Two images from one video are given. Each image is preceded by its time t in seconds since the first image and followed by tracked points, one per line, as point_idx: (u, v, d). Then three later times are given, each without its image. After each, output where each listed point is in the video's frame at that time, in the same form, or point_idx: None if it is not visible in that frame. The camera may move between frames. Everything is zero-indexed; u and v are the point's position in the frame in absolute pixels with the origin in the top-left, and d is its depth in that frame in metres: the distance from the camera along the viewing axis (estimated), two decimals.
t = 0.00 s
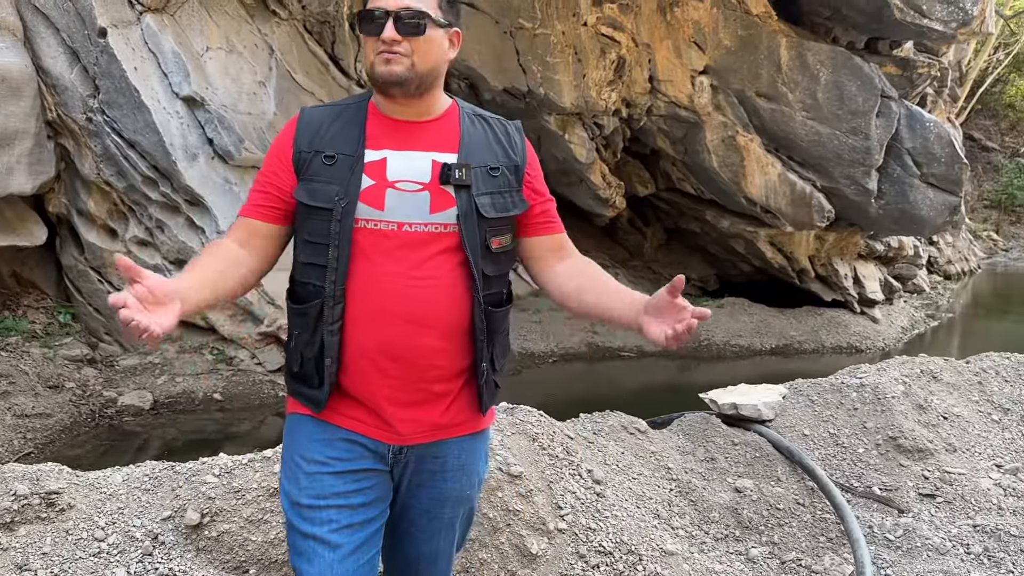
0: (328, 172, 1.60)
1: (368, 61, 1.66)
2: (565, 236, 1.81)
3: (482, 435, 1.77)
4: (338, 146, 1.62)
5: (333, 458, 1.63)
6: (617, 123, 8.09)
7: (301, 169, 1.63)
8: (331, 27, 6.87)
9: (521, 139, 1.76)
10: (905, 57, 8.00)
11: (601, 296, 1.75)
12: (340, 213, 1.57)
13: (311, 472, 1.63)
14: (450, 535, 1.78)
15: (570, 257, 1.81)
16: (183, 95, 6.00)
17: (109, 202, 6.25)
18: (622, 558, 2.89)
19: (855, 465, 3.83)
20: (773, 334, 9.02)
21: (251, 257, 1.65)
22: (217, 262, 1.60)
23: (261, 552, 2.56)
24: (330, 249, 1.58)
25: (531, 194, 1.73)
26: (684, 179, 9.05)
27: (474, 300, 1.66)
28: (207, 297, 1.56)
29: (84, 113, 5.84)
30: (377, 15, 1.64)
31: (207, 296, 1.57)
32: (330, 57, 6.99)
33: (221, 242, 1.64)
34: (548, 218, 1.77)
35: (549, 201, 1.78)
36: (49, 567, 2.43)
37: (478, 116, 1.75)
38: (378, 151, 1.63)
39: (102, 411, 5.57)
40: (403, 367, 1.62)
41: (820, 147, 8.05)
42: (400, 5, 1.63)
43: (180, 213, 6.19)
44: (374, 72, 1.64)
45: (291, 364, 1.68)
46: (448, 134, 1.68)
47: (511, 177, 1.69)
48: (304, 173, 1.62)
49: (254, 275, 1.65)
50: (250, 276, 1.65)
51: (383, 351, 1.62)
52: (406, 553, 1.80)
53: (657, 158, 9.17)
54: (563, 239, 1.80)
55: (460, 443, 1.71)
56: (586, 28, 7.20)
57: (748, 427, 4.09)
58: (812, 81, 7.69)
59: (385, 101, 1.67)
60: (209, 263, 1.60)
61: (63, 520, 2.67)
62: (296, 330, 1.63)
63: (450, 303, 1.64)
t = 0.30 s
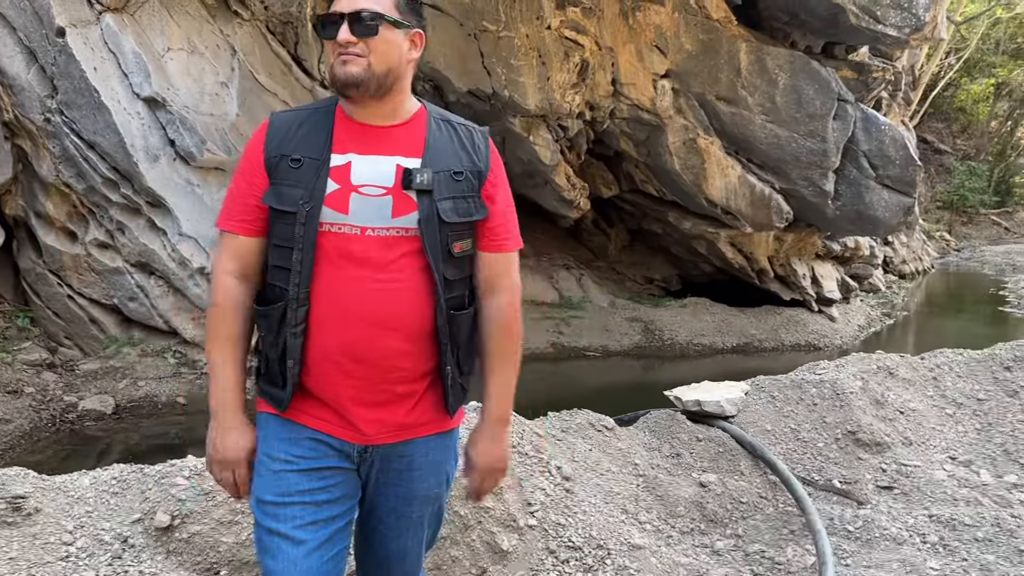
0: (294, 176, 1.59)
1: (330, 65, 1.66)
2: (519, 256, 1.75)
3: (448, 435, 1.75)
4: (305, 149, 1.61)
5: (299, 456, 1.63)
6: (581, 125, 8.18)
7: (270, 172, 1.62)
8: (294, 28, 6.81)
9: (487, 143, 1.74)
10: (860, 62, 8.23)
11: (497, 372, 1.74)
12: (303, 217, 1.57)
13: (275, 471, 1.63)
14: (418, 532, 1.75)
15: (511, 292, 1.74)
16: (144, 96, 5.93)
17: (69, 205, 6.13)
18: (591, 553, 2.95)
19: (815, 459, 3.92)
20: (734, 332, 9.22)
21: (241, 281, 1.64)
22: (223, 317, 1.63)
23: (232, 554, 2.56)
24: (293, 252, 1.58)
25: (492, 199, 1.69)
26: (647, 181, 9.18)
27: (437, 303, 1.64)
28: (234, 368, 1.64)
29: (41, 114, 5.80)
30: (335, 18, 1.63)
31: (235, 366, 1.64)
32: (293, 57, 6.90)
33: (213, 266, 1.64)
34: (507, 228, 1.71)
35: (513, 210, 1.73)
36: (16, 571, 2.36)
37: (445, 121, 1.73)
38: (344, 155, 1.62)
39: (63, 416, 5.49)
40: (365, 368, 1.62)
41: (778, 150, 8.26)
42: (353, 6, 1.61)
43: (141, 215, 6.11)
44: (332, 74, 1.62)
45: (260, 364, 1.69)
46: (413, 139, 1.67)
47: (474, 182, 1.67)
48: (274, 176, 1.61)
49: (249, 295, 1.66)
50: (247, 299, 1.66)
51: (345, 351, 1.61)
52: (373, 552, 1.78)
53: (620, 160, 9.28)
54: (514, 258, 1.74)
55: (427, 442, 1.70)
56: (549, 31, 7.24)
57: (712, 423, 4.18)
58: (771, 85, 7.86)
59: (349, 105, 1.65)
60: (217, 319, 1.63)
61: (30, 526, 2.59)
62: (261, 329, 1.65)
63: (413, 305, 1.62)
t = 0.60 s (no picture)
0: (272, 179, 1.58)
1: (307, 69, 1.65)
2: (508, 253, 1.76)
3: (430, 431, 1.74)
4: (283, 153, 1.60)
5: (282, 450, 1.62)
6: (552, 125, 8.26)
7: (249, 175, 1.60)
8: (263, 27, 6.74)
9: (465, 144, 1.71)
10: (825, 63, 8.41)
11: (508, 364, 1.78)
12: (281, 221, 1.56)
13: (260, 464, 1.62)
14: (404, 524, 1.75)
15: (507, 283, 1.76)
16: (113, 96, 5.90)
17: (35, 206, 6.06)
18: (569, 545, 3.01)
19: (784, 451, 4.03)
20: (705, 330, 9.37)
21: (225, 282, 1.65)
22: (197, 313, 1.62)
23: (214, 552, 2.66)
24: (271, 255, 1.57)
25: (472, 200, 1.68)
26: (617, 181, 9.32)
27: (415, 302, 1.63)
28: (206, 364, 1.64)
29: (8, 114, 5.76)
30: (311, 22, 1.61)
31: (205, 362, 1.64)
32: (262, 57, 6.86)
33: (192, 264, 1.64)
34: (490, 228, 1.71)
35: (494, 210, 1.72)
36: None
37: (424, 121, 1.70)
38: (322, 159, 1.60)
39: (33, 419, 5.48)
40: (346, 364, 1.61)
41: (746, 150, 8.42)
42: (329, 10, 1.60)
43: (110, 215, 6.04)
44: (309, 77, 1.61)
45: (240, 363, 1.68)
46: (391, 141, 1.64)
47: (453, 184, 1.65)
48: (252, 179, 1.59)
49: (231, 291, 1.67)
50: (228, 294, 1.66)
51: (326, 348, 1.60)
52: (359, 544, 1.77)
53: (591, 160, 9.38)
54: (505, 254, 1.75)
55: (410, 437, 1.69)
56: (520, 31, 7.29)
57: (684, 418, 4.28)
58: (738, 86, 8.01)
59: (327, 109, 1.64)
60: (191, 315, 1.62)
61: (8, 526, 2.65)
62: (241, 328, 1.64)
63: (392, 301, 1.61)
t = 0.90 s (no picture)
0: (282, 169, 1.63)
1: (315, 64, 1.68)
2: (507, 240, 1.80)
3: (434, 415, 1.79)
4: (293, 145, 1.65)
5: (292, 432, 1.67)
6: (539, 122, 8.32)
7: (260, 165, 1.66)
8: (250, 24, 6.62)
9: (467, 135, 1.76)
10: (808, 61, 8.52)
11: (508, 344, 1.80)
12: (291, 210, 1.61)
13: (271, 445, 1.67)
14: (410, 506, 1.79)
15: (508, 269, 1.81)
16: (100, 93, 5.87)
17: (21, 203, 5.98)
18: (564, 531, 3.06)
19: (771, 440, 4.12)
20: (690, 325, 9.48)
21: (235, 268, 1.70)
22: (213, 297, 1.67)
23: (216, 540, 2.86)
24: (281, 244, 1.62)
25: (473, 189, 1.73)
26: (602, 178, 9.40)
27: (419, 290, 1.67)
28: (221, 347, 1.66)
29: None
30: (321, 18, 1.66)
31: (221, 345, 1.67)
32: (249, 54, 6.76)
33: (206, 251, 1.69)
34: (490, 216, 1.76)
35: (495, 200, 1.76)
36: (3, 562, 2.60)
37: (427, 114, 1.75)
38: (328, 150, 1.65)
39: (22, 417, 5.46)
40: (353, 349, 1.65)
41: (730, 147, 8.52)
42: (340, 7, 1.64)
43: (98, 213, 6.02)
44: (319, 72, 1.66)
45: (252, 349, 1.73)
46: (395, 133, 1.69)
47: (455, 174, 1.70)
48: (263, 169, 1.65)
49: (242, 279, 1.72)
50: (241, 282, 1.72)
51: (332, 334, 1.64)
52: (367, 526, 1.82)
53: (577, 157, 9.46)
54: (504, 242, 1.79)
55: (415, 421, 1.74)
56: (506, 28, 7.33)
57: (673, 408, 4.39)
58: (723, 83, 8.12)
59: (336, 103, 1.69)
60: (207, 299, 1.67)
61: (11, 515, 2.81)
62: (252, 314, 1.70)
63: (397, 288, 1.65)
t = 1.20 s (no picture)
0: (300, 171, 1.67)
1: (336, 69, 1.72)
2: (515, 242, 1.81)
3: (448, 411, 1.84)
4: (311, 147, 1.69)
5: (311, 430, 1.71)
6: (535, 122, 8.36)
7: (279, 168, 1.69)
8: (246, 25, 6.72)
9: (479, 138, 1.80)
10: (802, 60, 8.59)
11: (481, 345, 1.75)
12: (310, 210, 1.65)
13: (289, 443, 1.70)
14: (423, 501, 1.84)
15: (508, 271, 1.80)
16: (98, 94, 5.88)
17: (20, 204, 6.00)
18: (567, 527, 3.11)
19: (770, 436, 4.18)
20: (686, 323, 9.54)
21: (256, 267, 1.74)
22: (242, 299, 1.70)
23: (224, 537, 3.02)
24: (301, 243, 1.67)
25: (485, 191, 1.76)
26: (598, 177, 9.45)
27: (434, 289, 1.72)
28: (256, 347, 1.70)
29: None
30: (340, 22, 1.69)
31: (256, 345, 1.71)
32: (246, 54, 6.86)
33: (228, 254, 1.73)
34: (498, 218, 1.77)
35: (505, 201, 1.80)
36: (16, 560, 2.77)
37: (440, 118, 1.80)
38: (346, 152, 1.70)
39: (23, 417, 5.46)
40: (372, 347, 1.70)
41: (725, 146, 8.58)
42: (359, 12, 1.69)
43: (97, 213, 6.03)
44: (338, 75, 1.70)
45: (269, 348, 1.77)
46: (411, 136, 1.74)
47: (468, 175, 1.74)
48: (283, 171, 1.68)
49: (263, 280, 1.76)
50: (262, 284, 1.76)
51: (351, 333, 1.69)
52: (380, 521, 1.86)
53: (572, 156, 9.52)
54: (509, 244, 1.80)
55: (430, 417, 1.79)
56: (503, 28, 7.37)
57: (673, 405, 4.43)
58: (717, 83, 8.18)
59: (356, 106, 1.73)
60: (235, 301, 1.70)
61: (25, 513, 3.00)
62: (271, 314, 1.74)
63: (415, 288, 1.70)
